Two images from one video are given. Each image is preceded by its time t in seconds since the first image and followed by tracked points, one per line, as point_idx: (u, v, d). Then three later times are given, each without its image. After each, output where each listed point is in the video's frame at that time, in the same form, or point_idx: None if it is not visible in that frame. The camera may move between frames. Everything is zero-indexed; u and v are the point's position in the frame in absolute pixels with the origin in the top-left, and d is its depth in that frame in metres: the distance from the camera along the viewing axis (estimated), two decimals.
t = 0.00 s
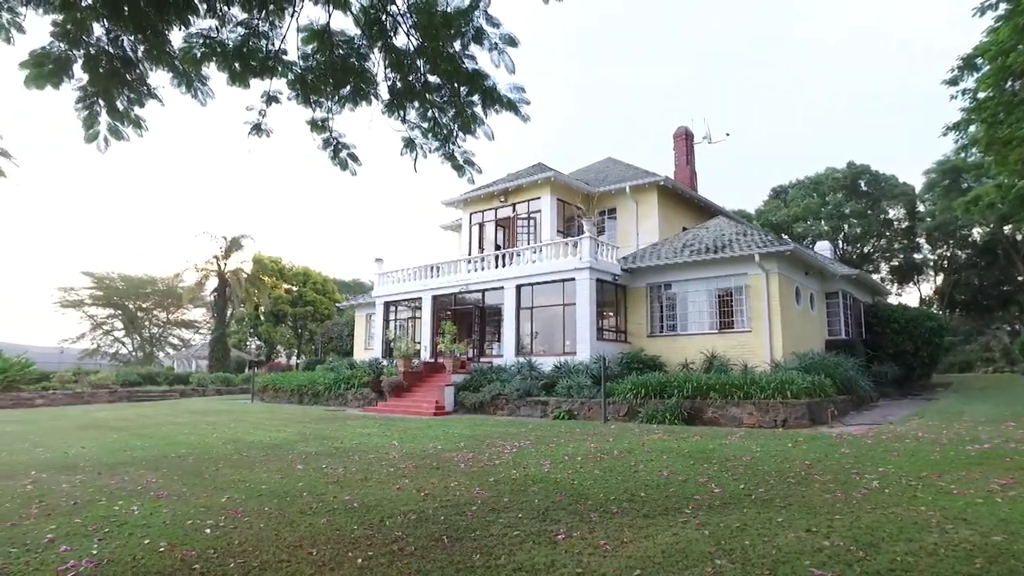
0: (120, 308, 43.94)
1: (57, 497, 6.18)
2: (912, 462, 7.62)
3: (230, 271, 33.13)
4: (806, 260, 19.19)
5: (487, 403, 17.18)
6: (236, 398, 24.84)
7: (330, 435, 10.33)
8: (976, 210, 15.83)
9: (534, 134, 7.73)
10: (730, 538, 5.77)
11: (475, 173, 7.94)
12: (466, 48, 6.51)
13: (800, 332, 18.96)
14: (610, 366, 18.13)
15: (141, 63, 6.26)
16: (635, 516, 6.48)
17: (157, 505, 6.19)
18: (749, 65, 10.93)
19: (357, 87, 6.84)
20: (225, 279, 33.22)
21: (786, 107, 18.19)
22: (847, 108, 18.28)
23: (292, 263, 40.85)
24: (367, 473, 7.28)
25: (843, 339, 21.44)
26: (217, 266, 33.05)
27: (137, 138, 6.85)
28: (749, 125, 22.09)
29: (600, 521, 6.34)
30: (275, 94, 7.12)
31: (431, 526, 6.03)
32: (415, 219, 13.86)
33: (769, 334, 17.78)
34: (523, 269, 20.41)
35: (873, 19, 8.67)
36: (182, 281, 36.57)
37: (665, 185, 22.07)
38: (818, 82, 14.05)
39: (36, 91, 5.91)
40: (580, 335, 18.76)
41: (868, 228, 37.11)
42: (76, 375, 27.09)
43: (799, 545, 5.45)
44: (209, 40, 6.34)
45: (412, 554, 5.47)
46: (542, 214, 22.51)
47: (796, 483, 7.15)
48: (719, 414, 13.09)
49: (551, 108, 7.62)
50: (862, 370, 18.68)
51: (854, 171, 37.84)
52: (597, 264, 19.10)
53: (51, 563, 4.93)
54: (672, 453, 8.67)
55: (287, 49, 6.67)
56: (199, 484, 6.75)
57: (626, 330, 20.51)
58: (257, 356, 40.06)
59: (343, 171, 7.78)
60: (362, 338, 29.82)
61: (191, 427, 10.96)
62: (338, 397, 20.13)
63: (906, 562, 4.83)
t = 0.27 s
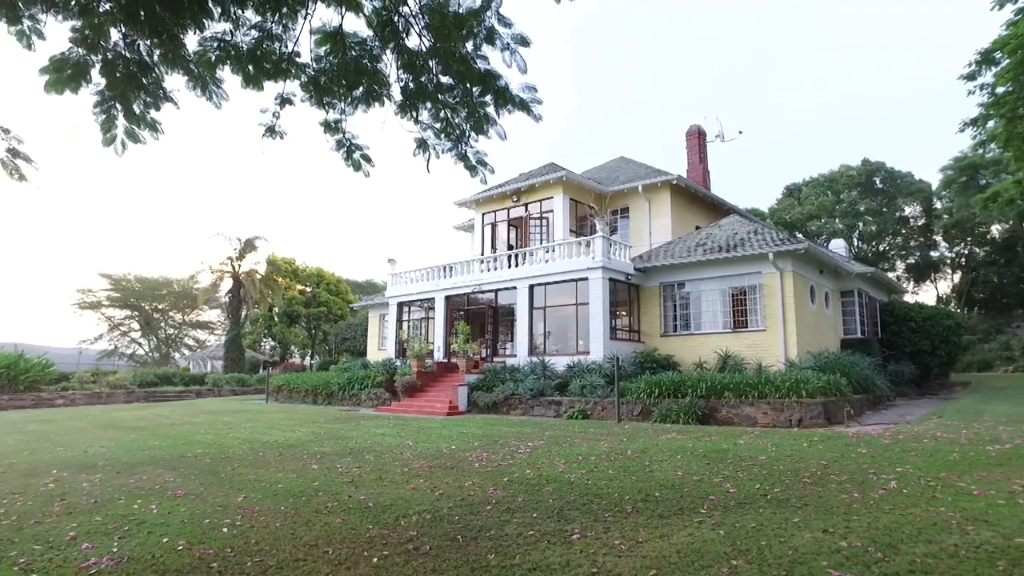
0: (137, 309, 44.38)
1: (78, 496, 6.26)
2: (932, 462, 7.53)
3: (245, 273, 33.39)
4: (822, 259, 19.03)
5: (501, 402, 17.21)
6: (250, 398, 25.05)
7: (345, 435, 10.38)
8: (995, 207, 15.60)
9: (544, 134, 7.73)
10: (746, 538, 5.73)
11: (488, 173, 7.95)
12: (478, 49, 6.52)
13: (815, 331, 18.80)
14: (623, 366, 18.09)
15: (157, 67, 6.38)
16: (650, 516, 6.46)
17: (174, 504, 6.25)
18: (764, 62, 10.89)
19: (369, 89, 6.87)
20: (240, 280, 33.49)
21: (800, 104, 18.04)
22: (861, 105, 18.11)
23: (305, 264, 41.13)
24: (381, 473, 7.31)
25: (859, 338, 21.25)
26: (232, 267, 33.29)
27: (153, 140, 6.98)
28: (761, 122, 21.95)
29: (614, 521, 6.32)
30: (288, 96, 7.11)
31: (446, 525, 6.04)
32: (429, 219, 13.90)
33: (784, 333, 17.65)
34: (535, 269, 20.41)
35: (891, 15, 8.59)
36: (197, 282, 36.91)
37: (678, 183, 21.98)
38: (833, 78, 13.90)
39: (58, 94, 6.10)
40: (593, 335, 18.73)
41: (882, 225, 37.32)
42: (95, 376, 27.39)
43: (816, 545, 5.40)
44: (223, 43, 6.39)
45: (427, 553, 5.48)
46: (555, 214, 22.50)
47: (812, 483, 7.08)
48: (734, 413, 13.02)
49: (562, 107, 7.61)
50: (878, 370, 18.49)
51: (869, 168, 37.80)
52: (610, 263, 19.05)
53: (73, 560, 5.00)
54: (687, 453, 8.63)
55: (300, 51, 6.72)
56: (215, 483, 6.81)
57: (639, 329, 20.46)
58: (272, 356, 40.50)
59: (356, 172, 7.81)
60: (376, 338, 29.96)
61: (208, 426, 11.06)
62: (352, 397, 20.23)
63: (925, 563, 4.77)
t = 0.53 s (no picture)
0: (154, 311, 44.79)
1: (99, 494, 6.34)
2: (952, 462, 7.43)
3: (260, 274, 33.62)
4: (837, 257, 18.87)
5: (515, 402, 17.23)
6: (266, 399, 25.27)
7: (360, 435, 10.43)
8: (1014, 203, 15.36)
9: (556, 134, 7.74)
10: (763, 538, 5.70)
11: (501, 173, 7.96)
12: (490, 49, 6.53)
13: (831, 330, 18.63)
14: (638, 365, 18.03)
15: (174, 71, 6.42)
16: (666, 516, 6.44)
17: (193, 503, 6.32)
18: (779, 58, 10.78)
19: (383, 90, 6.90)
20: (255, 282, 33.73)
21: (814, 100, 17.87)
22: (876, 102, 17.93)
23: (319, 265, 41.40)
24: (396, 472, 7.34)
25: (876, 337, 21.04)
26: (247, 269, 33.54)
27: (170, 144, 7.03)
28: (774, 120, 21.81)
29: (630, 521, 6.30)
30: (303, 98, 7.17)
31: (461, 525, 6.06)
32: (445, 219, 13.93)
33: (799, 332, 17.50)
34: (549, 268, 20.39)
35: (908, 9, 8.47)
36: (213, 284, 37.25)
37: (692, 182, 21.86)
38: (849, 75, 13.75)
39: (77, 99, 6.19)
40: (607, 334, 18.69)
41: (900, 223, 36.60)
42: (114, 377, 27.66)
43: (834, 546, 5.35)
44: (238, 46, 6.48)
45: (442, 553, 5.49)
46: (568, 214, 22.46)
47: (829, 483, 7.03)
48: (749, 413, 12.95)
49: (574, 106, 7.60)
50: (895, 369, 18.28)
51: (885, 164, 37.24)
52: (624, 263, 18.99)
53: (95, 558, 5.08)
54: (702, 452, 8.59)
55: (314, 53, 6.75)
56: (232, 483, 6.86)
57: (653, 329, 20.39)
58: (286, 356, 40.76)
59: (371, 173, 7.84)
60: (391, 338, 30.08)
61: (226, 427, 11.16)
62: (366, 397, 20.33)
63: (947, 565, 4.71)
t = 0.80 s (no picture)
0: (170, 312, 45.32)
1: (118, 493, 6.42)
2: (972, 462, 7.33)
3: (274, 275, 33.89)
4: (853, 255, 18.71)
5: (529, 402, 17.23)
6: (281, 399, 25.46)
7: (374, 435, 10.46)
8: None
9: (567, 134, 7.71)
10: (779, 538, 5.66)
11: (514, 173, 7.97)
12: (502, 49, 6.52)
13: (846, 328, 18.46)
14: (651, 365, 17.96)
15: (189, 74, 6.49)
16: (681, 515, 6.41)
17: (210, 502, 6.37)
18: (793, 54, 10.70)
19: (395, 90, 6.91)
20: (269, 283, 34.00)
21: (828, 97, 17.70)
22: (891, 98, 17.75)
23: (333, 266, 41.67)
24: (411, 472, 7.36)
25: (892, 336, 20.84)
26: (261, 270, 33.82)
27: (185, 145, 7.10)
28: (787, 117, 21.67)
29: (645, 521, 6.28)
30: (316, 100, 7.19)
31: (476, 524, 6.06)
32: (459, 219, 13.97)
33: (815, 331, 17.36)
34: (562, 268, 20.39)
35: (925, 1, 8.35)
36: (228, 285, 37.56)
37: (705, 180, 21.75)
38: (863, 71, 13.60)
39: (95, 104, 6.26)
40: (621, 333, 18.64)
41: (916, 220, 36.40)
42: (131, 377, 27.99)
43: (852, 546, 5.30)
44: (252, 49, 6.53)
45: (457, 552, 5.51)
46: (581, 213, 22.43)
47: (846, 483, 6.96)
48: (764, 412, 12.87)
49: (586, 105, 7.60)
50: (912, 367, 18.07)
51: (901, 161, 37.05)
52: (637, 262, 18.93)
53: (115, 555, 5.15)
54: (717, 451, 8.54)
55: (326, 55, 6.76)
56: (247, 482, 6.91)
57: (667, 328, 20.31)
58: (300, 357, 40.37)
59: (383, 173, 7.87)
60: (404, 339, 30.19)
61: (242, 426, 11.25)
62: (380, 397, 20.40)
63: (967, 567, 4.66)
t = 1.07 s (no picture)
0: (185, 313, 45.70)
1: (136, 492, 6.50)
2: (992, 463, 7.23)
3: (287, 276, 34.09)
4: (868, 253, 18.54)
5: (542, 401, 17.23)
6: (295, 399, 25.61)
7: (387, 435, 10.49)
8: None
9: (580, 134, 7.67)
10: (796, 538, 5.62)
11: (526, 173, 7.97)
12: (514, 49, 6.52)
13: (862, 327, 18.29)
14: (665, 364, 17.89)
15: (204, 77, 6.51)
16: (696, 515, 6.37)
17: (227, 501, 6.42)
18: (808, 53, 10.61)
19: (407, 91, 6.94)
20: (283, 284, 34.21)
21: (842, 94, 17.54)
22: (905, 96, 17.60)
23: (346, 267, 41.87)
24: (425, 472, 7.38)
25: (909, 334, 20.65)
26: (275, 271, 34.04)
27: (200, 148, 7.08)
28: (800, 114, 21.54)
29: (659, 521, 6.25)
30: (329, 101, 7.21)
31: (490, 524, 6.07)
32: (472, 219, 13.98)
33: (830, 330, 17.23)
34: (575, 267, 20.36)
35: None
36: (242, 286, 37.83)
37: (718, 179, 21.63)
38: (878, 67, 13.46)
39: (113, 108, 6.36)
40: (634, 333, 18.59)
41: (933, 217, 35.82)
42: (148, 378, 28.30)
43: (870, 547, 5.25)
44: (265, 51, 6.53)
45: (472, 551, 5.52)
46: (593, 212, 22.39)
47: (863, 483, 6.89)
48: (779, 411, 12.78)
49: (599, 105, 7.59)
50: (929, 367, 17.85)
51: (918, 158, 36.60)
52: (650, 261, 18.85)
53: (135, 553, 5.22)
54: (731, 451, 8.50)
55: (339, 57, 6.77)
56: (263, 482, 6.95)
57: (680, 327, 20.22)
58: (314, 357, 40.29)
59: (396, 174, 7.91)
60: (417, 339, 30.26)
61: (257, 426, 11.31)
62: (393, 397, 20.46)
63: (989, 568, 4.60)
